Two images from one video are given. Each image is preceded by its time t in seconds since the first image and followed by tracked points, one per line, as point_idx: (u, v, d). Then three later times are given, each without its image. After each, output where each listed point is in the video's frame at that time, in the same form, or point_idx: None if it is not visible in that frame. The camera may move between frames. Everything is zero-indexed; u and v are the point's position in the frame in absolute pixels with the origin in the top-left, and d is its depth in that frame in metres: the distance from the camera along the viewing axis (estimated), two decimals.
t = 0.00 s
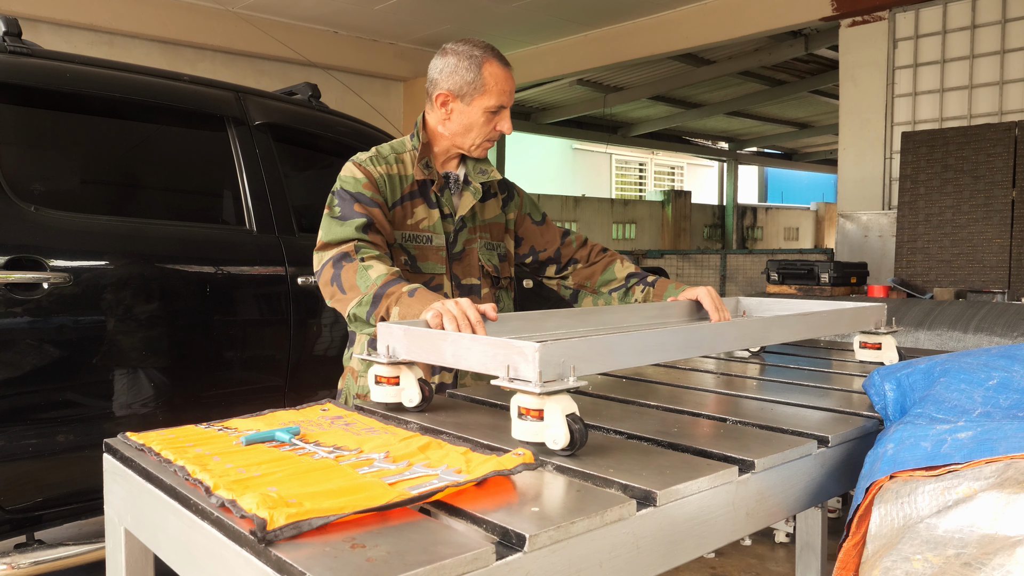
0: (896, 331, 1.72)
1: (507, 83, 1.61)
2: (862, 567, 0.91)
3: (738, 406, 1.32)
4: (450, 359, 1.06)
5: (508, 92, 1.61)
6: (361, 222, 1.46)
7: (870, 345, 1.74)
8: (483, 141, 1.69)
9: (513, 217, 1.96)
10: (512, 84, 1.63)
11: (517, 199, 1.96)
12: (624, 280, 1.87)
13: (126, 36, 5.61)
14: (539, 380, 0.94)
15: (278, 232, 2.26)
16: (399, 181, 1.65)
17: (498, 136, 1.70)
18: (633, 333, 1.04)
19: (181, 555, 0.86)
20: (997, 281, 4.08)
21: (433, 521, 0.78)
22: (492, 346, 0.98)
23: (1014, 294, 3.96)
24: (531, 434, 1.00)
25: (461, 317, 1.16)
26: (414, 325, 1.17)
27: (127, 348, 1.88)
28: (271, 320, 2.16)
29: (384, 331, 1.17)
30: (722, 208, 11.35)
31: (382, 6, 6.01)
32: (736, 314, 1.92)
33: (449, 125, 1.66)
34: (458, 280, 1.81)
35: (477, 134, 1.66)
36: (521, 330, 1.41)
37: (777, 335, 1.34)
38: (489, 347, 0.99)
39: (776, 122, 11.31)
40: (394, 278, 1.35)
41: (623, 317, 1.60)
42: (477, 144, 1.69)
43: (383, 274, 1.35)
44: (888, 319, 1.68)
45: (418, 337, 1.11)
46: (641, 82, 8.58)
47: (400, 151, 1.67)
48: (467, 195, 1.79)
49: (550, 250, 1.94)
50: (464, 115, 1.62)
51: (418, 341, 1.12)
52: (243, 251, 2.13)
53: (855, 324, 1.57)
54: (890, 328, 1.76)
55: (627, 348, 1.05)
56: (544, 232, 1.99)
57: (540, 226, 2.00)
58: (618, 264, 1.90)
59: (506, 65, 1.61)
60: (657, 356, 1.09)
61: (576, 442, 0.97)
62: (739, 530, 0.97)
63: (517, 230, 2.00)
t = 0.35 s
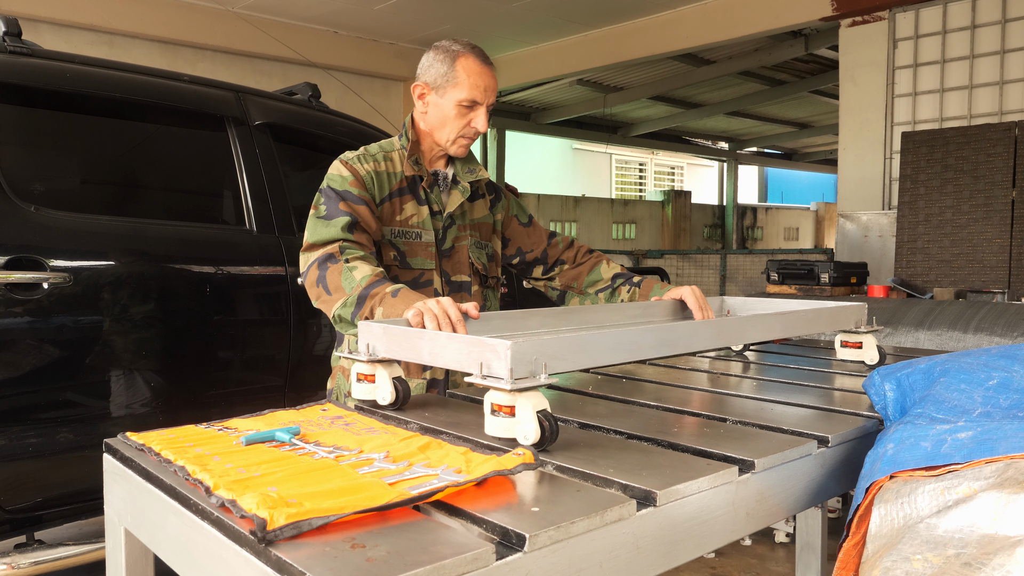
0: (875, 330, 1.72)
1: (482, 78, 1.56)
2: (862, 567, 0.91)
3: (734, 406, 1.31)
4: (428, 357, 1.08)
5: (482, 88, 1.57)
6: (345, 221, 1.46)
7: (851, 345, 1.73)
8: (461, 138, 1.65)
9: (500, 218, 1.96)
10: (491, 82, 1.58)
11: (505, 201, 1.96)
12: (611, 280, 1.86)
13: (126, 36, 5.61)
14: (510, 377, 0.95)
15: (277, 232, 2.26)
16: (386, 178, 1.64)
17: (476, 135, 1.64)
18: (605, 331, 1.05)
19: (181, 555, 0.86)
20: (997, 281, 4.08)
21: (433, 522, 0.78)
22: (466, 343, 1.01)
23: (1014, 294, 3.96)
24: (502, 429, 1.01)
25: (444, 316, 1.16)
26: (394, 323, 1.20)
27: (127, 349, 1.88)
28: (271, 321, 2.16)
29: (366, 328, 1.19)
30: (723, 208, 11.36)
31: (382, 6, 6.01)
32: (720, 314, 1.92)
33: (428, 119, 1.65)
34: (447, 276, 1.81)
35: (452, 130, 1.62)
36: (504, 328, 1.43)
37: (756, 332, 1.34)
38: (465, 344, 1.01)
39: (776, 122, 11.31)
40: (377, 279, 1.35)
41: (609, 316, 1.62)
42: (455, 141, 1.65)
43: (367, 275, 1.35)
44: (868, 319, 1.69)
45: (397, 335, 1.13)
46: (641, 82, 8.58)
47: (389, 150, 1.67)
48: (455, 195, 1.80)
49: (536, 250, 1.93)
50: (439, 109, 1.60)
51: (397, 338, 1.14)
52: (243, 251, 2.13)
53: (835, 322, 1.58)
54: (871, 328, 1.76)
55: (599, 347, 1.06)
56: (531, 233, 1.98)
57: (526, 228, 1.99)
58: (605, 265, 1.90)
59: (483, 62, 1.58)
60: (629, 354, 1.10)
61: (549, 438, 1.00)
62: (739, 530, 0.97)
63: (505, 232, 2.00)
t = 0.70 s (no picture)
0: (883, 330, 1.72)
1: (437, 72, 1.49)
2: (862, 567, 0.91)
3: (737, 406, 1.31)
4: (425, 356, 1.08)
5: (435, 82, 1.49)
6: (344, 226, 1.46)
7: (858, 345, 1.74)
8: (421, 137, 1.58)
9: (501, 214, 1.95)
10: (450, 78, 1.50)
11: (504, 196, 1.96)
12: (616, 277, 1.86)
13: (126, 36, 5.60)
14: (503, 375, 0.95)
15: (278, 232, 2.26)
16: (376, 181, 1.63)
17: (433, 134, 1.55)
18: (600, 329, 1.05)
19: (181, 555, 0.86)
20: (997, 281, 4.08)
21: (433, 522, 0.78)
22: (462, 342, 1.01)
23: (1014, 294, 3.96)
24: (493, 426, 1.02)
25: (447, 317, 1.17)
26: (395, 322, 1.20)
27: (127, 349, 1.88)
28: (271, 320, 2.16)
29: (366, 327, 1.19)
30: (722, 208, 11.35)
31: (382, 6, 6.01)
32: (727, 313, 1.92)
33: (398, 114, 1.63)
34: (439, 278, 1.81)
35: (410, 126, 1.57)
36: (504, 328, 1.43)
37: (757, 332, 1.34)
38: (460, 343, 1.01)
39: (776, 122, 11.32)
40: (382, 283, 1.36)
41: (614, 315, 1.63)
42: (414, 138, 1.59)
43: (371, 280, 1.36)
44: (874, 319, 1.68)
45: (395, 333, 1.13)
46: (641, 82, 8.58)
47: (380, 152, 1.65)
48: (446, 194, 1.78)
49: (539, 246, 1.92)
50: (402, 102, 1.57)
51: (395, 337, 1.14)
52: (243, 251, 2.13)
53: (840, 323, 1.58)
54: (876, 327, 1.75)
55: (595, 345, 1.06)
56: (532, 229, 1.97)
57: (528, 222, 1.99)
58: (610, 261, 1.90)
59: (443, 55, 1.50)
60: (626, 353, 1.10)
61: (539, 440, 1.00)
62: (739, 530, 0.97)
63: (505, 228, 1.98)
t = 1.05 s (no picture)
0: (887, 330, 1.72)
1: (427, 84, 1.44)
2: (861, 567, 0.91)
3: (739, 406, 1.31)
4: (430, 355, 1.08)
5: (426, 95, 1.45)
6: (344, 232, 1.46)
7: (862, 345, 1.74)
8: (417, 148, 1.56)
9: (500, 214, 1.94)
10: (439, 90, 1.46)
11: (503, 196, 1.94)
12: (622, 276, 1.85)
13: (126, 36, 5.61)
14: (508, 375, 0.95)
15: (278, 233, 2.26)
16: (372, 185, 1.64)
17: (428, 146, 1.53)
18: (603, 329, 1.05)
19: (181, 555, 0.86)
20: (997, 282, 4.08)
21: (434, 522, 0.78)
22: (467, 342, 1.01)
23: (1014, 294, 3.96)
24: (493, 425, 1.02)
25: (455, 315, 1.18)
26: (401, 322, 1.20)
27: (127, 349, 1.88)
28: (270, 321, 2.16)
29: (372, 326, 1.19)
30: (723, 208, 11.35)
31: (382, 6, 6.01)
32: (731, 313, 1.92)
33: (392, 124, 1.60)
34: (432, 284, 1.81)
35: (404, 138, 1.55)
36: (508, 327, 1.43)
37: (761, 331, 1.34)
38: (466, 343, 1.01)
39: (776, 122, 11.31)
40: (383, 284, 1.36)
41: (618, 315, 1.63)
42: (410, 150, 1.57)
43: (372, 280, 1.36)
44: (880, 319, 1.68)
45: (401, 333, 1.13)
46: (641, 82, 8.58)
47: (373, 156, 1.66)
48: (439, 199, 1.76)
49: (541, 245, 1.91)
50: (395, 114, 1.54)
51: (401, 336, 1.13)
52: (243, 251, 2.13)
53: (846, 323, 1.58)
54: (881, 327, 1.75)
55: (599, 345, 1.06)
56: (534, 226, 1.96)
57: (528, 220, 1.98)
58: (615, 260, 1.88)
59: (431, 65, 1.45)
60: (630, 353, 1.10)
61: (536, 440, 1.00)
62: (739, 530, 0.97)
63: (506, 227, 1.98)
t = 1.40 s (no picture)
0: (887, 330, 1.72)
1: (465, 131, 1.43)
2: (862, 567, 0.91)
3: (739, 406, 1.31)
4: (430, 355, 1.08)
5: (462, 141, 1.44)
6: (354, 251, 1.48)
7: (862, 345, 1.74)
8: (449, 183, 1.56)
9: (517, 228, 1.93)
10: (477, 136, 1.45)
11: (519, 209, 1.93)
12: (623, 278, 1.87)
13: (126, 36, 5.61)
14: (508, 375, 0.95)
15: (278, 233, 2.26)
16: (390, 209, 1.64)
17: (462, 186, 1.54)
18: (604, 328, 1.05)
19: (180, 555, 0.86)
20: (997, 282, 4.08)
21: (434, 522, 0.78)
22: (467, 342, 1.01)
23: (1014, 294, 3.96)
24: (493, 425, 1.02)
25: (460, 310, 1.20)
26: (402, 321, 1.20)
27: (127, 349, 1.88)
28: (271, 320, 2.16)
29: (372, 326, 1.19)
30: (722, 208, 11.34)
31: (382, 6, 6.01)
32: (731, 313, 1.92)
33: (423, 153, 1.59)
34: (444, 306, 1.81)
35: (436, 173, 1.55)
36: (510, 327, 1.43)
37: (761, 331, 1.34)
38: (465, 343, 1.01)
39: (776, 122, 11.31)
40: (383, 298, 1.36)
41: (620, 315, 1.63)
42: (442, 185, 1.58)
43: (372, 296, 1.36)
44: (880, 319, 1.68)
45: (401, 332, 1.13)
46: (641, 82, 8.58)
47: (396, 174, 1.66)
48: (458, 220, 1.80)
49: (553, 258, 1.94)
50: (427, 149, 1.53)
51: (400, 336, 1.14)
52: (243, 251, 2.13)
53: (846, 322, 1.58)
54: (881, 327, 1.75)
55: (600, 344, 1.06)
56: (547, 240, 1.97)
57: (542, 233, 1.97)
58: (618, 263, 1.91)
59: (470, 111, 1.43)
60: (630, 353, 1.10)
61: (537, 440, 1.00)
62: (739, 530, 0.97)
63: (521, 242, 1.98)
